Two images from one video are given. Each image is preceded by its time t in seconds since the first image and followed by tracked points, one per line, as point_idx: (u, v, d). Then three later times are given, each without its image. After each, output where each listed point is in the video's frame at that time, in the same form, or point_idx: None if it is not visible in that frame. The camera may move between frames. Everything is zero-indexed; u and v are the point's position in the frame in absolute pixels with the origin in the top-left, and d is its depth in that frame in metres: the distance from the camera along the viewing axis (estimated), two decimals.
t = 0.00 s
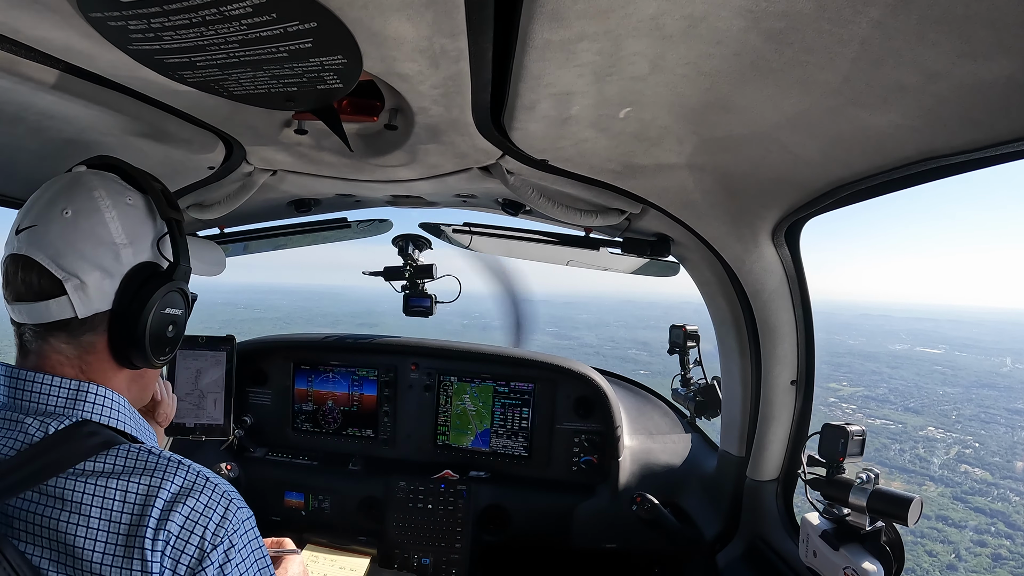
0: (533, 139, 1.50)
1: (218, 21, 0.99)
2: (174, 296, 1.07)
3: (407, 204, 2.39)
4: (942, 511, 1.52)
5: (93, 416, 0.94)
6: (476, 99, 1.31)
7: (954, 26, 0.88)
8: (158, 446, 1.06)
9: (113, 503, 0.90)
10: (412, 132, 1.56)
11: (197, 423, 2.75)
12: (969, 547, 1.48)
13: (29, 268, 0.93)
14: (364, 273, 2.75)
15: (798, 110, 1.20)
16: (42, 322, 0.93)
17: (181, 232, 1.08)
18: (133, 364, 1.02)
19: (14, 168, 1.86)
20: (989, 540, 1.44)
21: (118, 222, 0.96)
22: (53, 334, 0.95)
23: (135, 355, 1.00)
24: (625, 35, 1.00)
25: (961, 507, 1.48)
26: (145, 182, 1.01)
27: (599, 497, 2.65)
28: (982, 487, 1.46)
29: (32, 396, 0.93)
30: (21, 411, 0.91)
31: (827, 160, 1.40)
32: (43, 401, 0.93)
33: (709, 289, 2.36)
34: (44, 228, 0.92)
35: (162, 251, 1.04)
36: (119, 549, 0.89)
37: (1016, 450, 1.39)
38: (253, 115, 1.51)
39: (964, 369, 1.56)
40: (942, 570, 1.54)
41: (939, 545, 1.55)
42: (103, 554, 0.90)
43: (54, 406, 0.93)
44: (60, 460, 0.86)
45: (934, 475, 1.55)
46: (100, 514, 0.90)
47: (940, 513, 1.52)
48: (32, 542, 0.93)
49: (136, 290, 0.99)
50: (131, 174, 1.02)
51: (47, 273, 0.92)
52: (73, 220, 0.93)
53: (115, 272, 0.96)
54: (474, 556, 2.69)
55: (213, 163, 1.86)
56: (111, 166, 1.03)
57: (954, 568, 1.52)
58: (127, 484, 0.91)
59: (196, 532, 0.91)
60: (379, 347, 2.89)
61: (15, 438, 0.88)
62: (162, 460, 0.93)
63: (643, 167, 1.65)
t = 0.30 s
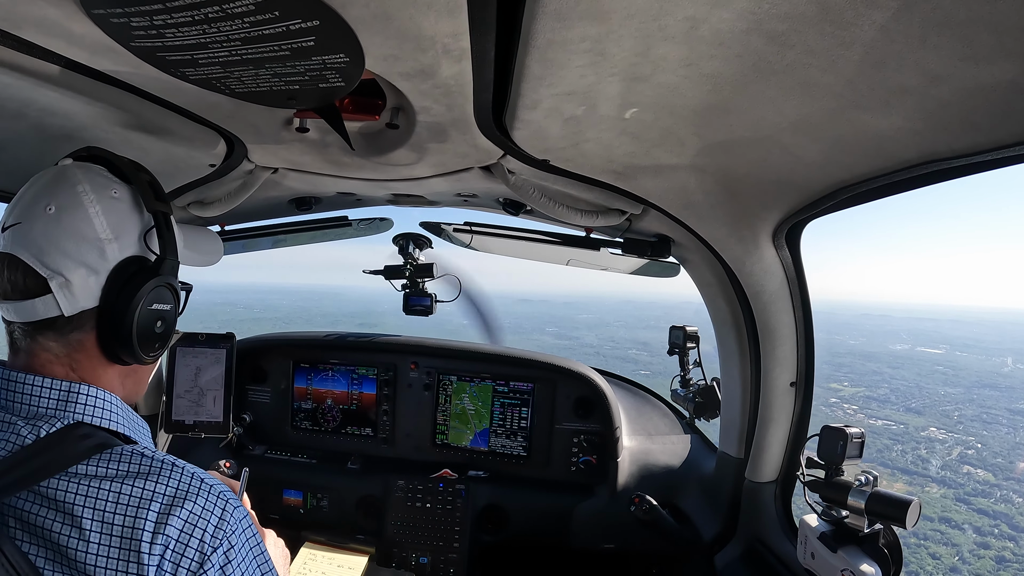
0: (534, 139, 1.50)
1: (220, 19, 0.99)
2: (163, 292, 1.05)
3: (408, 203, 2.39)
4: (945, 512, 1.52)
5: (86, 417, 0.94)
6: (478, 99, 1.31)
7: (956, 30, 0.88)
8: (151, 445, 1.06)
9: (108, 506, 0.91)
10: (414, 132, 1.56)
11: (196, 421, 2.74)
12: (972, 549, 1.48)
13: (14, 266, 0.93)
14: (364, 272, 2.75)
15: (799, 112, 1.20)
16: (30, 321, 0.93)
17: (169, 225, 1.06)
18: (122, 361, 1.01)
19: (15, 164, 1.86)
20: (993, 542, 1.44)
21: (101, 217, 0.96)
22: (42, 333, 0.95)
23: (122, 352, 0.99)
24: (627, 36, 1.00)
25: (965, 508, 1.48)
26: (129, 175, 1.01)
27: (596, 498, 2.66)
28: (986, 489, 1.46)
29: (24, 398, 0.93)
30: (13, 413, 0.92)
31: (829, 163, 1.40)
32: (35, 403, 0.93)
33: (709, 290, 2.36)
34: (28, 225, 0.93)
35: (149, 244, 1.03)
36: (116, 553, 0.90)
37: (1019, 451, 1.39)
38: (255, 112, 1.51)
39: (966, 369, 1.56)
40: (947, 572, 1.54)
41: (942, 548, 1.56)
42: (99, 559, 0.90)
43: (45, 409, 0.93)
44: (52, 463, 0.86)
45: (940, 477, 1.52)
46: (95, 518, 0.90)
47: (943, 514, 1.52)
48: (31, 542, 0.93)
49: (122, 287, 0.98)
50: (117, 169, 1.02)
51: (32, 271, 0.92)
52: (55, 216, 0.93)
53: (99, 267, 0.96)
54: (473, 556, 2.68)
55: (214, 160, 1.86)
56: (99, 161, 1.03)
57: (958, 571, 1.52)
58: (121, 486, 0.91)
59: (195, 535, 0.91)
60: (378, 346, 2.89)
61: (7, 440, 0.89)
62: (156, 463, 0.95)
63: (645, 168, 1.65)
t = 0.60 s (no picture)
0: (533, 138, 1.50)
1: (218, 17, 0.99)
2: (169, 292, 1.05)
3: (406, 202, 2.39)
4: (948, 514, 1.51)
5: (88, 419, 0.94)
6: (477, 97, 1.31)
7: (955, 29, 0.88)
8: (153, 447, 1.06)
9: (111, 510, 0.90)
10: (412, 130, 1.56)
11: (194, 420, 2.74)
12: (976, 552, 1.47)
13: (20, 266, 0.93)
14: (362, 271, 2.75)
15: (799, 111, 1.20)
16: (35, 321, 0.93)
17: (175, 225, 1.06)
18: (127, 361, 1.01)
19: (12, 163, 1.85)
20: (996, 544, 1.43)
21: (108, 216, 0.96)
22: (47, 333, 0.95)
23: (128, 352, 0.99)
24: (627, 34, 0.99)
25: (967, 510, 1.48)
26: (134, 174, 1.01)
27: (595, 497, 2.66)
28: (988, 490, 1.46)
29: (26, 399, 0.93)
30: (15, 414, 0.92)
31: (828, 162, 1.40)
32: (38, 404, 0.93)
33: (708, 289, 2.36)
34: (34, 225, 0.92)
35: (154, 245, 1.03)
36: (118, 556, 0.90)
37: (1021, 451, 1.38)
38: (253, 111, 1.51)
39: (966, 369, 1.57)
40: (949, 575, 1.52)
41: (945, 550, 1.54)
42: (101, 562, 0.90)
43: (47, 410, 0.93)
44: (54, 465, 0.87)
45: (942, 479, 1.51)
46: (98, 521, 0.90)
47: (947, 516, 1.51)
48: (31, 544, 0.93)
49: (128, 287, 0.98)
50: (122, 169, 1.02)
51: (38, 271, 0.92)
52: (62, 216, 0.93)
53: (106, 267, 0.96)
54: (472, 555, 2.68)
55: (213, 159, 1.85)
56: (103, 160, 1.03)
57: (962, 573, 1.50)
58: (123, 490, 0.91)
59: (199, 539, 0.92)
60: (377, 345, 2.89)
61: (8, 441, 0.89)
62: (158, 465, 0.94)
63: (644, 167, 1.65)
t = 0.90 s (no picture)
0: (532, 138, 1.50)
1: (217, 19, 0.99)
2: (174, 298, 1.06)
3: (406, 203, 2.39)
4: (950, 516, 1.51)
5: (90, 423, 0.94)
6: (476, 98, 1.31)
7: (953, 27, 0.88)
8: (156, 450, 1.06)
9: (114, 515, 0.90)
10: (411, 131, 1.56)
11: (194, 421, 2.74)
12: (979, 554, 1.46)
13: (26, 269, 0.93)
14: (362, 272, 2.76)
15: (797, 111, 1.20)
16: (40, 324, 0.93)
17: (181, 231, 1.07)
18: (132, 365, 1.01)
19: (12, 165, 1.86)
20: (1000, 547, 1.43)
21: (115, 221, 0.96)
22: (51, 336, 0.95)
23: (133, 356, 0.99)
24: (625, 34, 1.00)
25: (971, 512, 1.47)
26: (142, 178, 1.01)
27: (596, 497, 2.65)
28: (991, 492, 1.45)
29: (28, 403, 0.93)
30: (17, 418, 0.92)
31: (826, 161, 1.40)
32: (39, 408, 0.93)
33: (708, 289, 2.36)
34: (41, 228, 0.92)
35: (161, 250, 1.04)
36: (120, 562, 0.90)
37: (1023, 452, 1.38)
38: (252, 112, 1.51)
39: (967, 370, 1.56)
40: None
41: (949, 554, 1.53)
42: (103, 567, 0.90)
43: (49, 414, 0.92)
44: (57, 469, 0.87)
45: (943, 479, 1.52)
46: (100, 526, 0.90)
47: (950, 518, 1.50)
48: (33, 548, 0.93)
49: (134, 291, 0.98)
50: (129, 173, 1.02)
51: (44, 274, 0.92)
52: (68, 220, 0.93)
53: (111, 272, 0.95)
54: (472, 555, 2.69)
55: (212, 161, 1.85)
56: (110, 164, 1.03)
57: None
58: (126, 495, 0.91)
59: (202, 544, 0.92)
60: (377, 346, 2.89)
61: (11, 445, 0.89)
62: (161, 470, 0.94)
63: (643, 167, 1.65)
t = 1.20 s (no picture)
0: (532, 139, 1.50)
1: (217, 20, 0.99)
2: (180, 300, 1.05)
3: (406, 204, 2.39)
4: (953, 518, 1.52)
5: (92, 426, 0.94)
6: (476, 99, 1.31)
7: (953, 26, 0.88)
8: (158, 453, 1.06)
9: (115, 517, 0.91)
10: (412, 132, 1.56)
11: (196, 423, 2.74)
12: (983, 557, 1.46)
13: (32, 269, 0.93)
14: (363, 273, 2.76)
15: (798, 111, 1.20)
16: (45, 324, 0.93)
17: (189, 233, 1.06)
18: (137, 367, 1.01)
19: (12, 167, 1.86)
20: (1003, 549, 1.42)
21: (122, 222, 0.96)
22: (56, 337, 0.94)
23: (138, 357, 0.99)
24: (625, 35, 1.00)
25: (974, 514, 1.48)
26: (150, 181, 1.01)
27: (597, 498, 2.65)
28: (993, 493, 1.46)
29: (30, 405, 0.93)
30: (19, 419, 0.92)
31: (827, 160, 1.40)
32: (41, 410, 0.93)
33: (709, 289, 2.36)
34: (48, 228, 0.93)
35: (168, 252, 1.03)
36: (122, 564, 0.90)
37: None
38: (252, 114, 1.51)
39: (969, 370, 1.55)
40: None
41: (952, 556, 1.53)
42: (106, 569, 0.91)
43: (51, 416, 0.93)
44: (60, 470, 0.87)
45: (945, 480, 1.53)
46: (102, 528, 0.91)
47: (953, 519, 1.52)
48: (36, 549, 0.94)
49: (140, 293, 0.98)
50: (136, 175, 1.02)
51: (50, 274, 0.92)
52: (75, 220, 0.93)
53: (117, 273, 0.96)
54: (474, 556, 2.69)
55: (212, 162, 1.86)
56: (117, 166, 1.03)
57: None
58: (127, 497, 0.91)
59: (203, 546, 0.92)
60: (377, 347, 2.89)
61: (14, 447, 0.89)
62: (163, 472, 0.94)
63: (643, 167, 1.65)
